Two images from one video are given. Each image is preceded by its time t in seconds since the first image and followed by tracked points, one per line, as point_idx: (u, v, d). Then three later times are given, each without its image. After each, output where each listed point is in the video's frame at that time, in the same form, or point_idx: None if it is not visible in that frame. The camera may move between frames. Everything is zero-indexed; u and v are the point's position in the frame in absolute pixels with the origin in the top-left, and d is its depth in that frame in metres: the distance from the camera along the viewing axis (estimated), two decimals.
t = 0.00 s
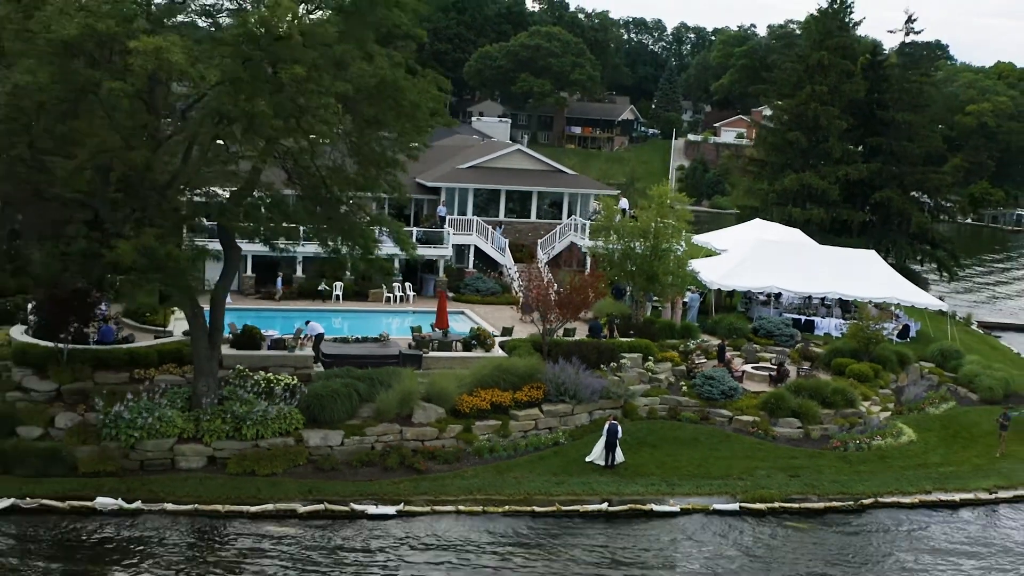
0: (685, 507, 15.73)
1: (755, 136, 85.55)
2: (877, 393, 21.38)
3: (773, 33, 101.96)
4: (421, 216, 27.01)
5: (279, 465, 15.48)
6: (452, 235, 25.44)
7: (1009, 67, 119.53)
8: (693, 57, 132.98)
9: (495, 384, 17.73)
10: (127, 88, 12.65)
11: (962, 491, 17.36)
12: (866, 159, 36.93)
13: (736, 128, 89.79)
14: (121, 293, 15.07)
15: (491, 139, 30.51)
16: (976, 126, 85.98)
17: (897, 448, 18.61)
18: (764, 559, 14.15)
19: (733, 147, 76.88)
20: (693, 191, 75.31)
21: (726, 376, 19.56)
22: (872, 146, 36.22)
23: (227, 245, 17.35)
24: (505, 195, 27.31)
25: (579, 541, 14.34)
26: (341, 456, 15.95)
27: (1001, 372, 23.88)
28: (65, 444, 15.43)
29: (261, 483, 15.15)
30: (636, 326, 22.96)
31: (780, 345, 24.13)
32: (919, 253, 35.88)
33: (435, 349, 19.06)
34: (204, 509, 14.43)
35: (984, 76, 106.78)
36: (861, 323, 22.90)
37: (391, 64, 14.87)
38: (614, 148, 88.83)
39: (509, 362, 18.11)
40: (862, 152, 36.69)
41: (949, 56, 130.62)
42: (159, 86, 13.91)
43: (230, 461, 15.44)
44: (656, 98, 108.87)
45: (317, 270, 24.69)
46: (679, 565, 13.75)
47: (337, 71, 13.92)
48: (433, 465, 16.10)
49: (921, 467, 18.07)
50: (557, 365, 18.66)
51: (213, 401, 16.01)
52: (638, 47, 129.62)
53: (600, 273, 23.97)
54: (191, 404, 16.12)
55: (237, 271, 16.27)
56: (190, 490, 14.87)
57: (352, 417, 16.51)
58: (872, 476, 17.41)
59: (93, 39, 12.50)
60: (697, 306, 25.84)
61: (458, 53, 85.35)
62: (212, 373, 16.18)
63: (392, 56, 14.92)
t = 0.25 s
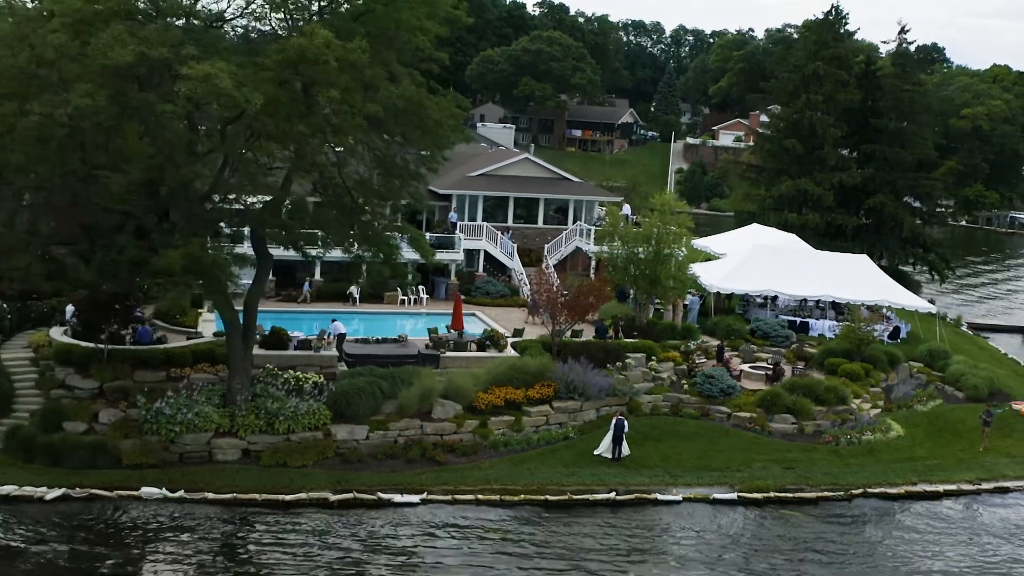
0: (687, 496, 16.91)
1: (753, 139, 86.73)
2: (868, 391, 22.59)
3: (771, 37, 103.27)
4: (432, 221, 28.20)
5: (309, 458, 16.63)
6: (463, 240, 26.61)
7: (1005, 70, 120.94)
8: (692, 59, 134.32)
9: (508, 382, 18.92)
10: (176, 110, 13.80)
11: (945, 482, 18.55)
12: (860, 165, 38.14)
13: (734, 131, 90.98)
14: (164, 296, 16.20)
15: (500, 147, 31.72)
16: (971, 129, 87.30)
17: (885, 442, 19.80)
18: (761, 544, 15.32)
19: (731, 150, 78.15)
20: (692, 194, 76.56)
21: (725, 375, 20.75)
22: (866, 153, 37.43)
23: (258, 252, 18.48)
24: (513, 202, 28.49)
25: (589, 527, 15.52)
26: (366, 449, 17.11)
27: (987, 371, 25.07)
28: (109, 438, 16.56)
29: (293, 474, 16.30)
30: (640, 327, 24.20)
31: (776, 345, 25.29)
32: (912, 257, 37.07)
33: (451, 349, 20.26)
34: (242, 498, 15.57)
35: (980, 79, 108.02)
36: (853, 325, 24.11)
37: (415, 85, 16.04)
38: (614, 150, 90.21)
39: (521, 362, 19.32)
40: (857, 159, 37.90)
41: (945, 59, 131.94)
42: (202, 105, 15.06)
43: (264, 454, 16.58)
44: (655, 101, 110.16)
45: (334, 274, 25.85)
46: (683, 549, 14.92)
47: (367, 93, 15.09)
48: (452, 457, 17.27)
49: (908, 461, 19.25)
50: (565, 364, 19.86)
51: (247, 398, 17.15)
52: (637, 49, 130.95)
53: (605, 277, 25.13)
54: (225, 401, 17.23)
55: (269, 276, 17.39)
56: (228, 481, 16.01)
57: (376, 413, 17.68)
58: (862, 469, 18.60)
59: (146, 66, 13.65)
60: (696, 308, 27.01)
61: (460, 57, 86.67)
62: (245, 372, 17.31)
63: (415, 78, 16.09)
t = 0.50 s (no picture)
0: (689, 487, 18.11)
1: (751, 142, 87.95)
2: (859, 389, 23.80)
3: (768, 41, 104.60)
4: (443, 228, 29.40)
5: (336, 451, 17.80)
6: (473, 245, 27.80)
7: (999, 73, 122.39)
8: (689, 62, 135.64)
9: (519, 381, 20.12)
10: (219, 130, 14.99)
11: (931, 474, 19.77)
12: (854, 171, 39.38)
13: (732, 134, 92.21)
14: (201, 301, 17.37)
15: (506, 156, 32.95)
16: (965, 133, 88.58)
17: (874, 438, 21.02)
18: (758, 531, 16.52)
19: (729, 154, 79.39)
20: (690, 197, 77.76)
21: (724, 374, 21.95)
22: (860, 160, 38.67)
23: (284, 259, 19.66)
24: (520, 208, 29.72)
25: (598, 516, 16.71)
26: (388, 444, 18.30)
27: (973, 371, 26.29)
28: (149, 433, 17.69)
29: (321, 466, 17.47)
30: (642, 329, 25.39)
31: (771, 346, 26.47)
32: (904, 260, 38.28)
33: (466, 350, 21.52)
34: (276, 489, 16.74)
35: (975, 83, 109.25)
36: (845, 326, 25.35)
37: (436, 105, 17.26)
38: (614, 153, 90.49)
39: (532, 362, 20.57)
40: (850, 165, 39.14)
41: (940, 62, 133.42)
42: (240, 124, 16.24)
43: (294, 448, 17.75)
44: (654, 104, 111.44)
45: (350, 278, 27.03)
46: (685, 536, 16.13)
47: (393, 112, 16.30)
48: (469, 451, 18.46)
49: (895, 455, 20.47)
50: (573, 364, 21.10)
51: (276, 396, 18.33)
52: (635, 52, 132.26)
53: (609, 281, 26.35)
54: (256, 399, 18.41)
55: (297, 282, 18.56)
56: (261, 473, 17.18)
57: (396, 410, 18.87)
58: (853, 462, 19.81)
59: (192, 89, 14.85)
60: (696, 311, 28.22)
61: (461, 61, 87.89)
62: (275, 372, 18.50)
63: (436, 97, 17.29)
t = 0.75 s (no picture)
0: (689, 479, 19.36)
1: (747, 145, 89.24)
2: (850, 387, 25.04)
3: (764, 45, 105.91)
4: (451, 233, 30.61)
5: (359, 446, 19.00)
6: (481, 251, 29.03)
7: (992, 76, 123.71)
8: (686, 65, 136.81)
9: (528, 379, 21.38)
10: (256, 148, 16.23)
11: (916, 467, 21.03)
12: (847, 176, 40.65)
13: (729, 137, 93.48)
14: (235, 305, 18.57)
15: (512, 164, 34.20)
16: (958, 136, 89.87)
17: (864, 433, 22.28)
18: (754, 519, 17.77)
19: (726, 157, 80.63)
20: (688, 200, 78.96)
21: (722, 373, 23.14)
22: (853, 166, 39.94)
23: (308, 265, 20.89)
24: (526, 215, 30.97)
25: (606, 506, 17.95)
26: (408, 439, 19.53)
27: (960, 370, 27.56)
28: (184, 429, 18.86)
29: (346, 460, 18.68)
30: (644, 331, 26.56)
31: (767, 346, 27.71)
32: (895, 263, 39.54)
33: (478, 351, 22.76)
34: (304, 480, 17.95)
35: (969, 86, 110.60)
36: (837, 328, 26.61)
37: (453, 122, 18.51)
38: (611, 157, 91.42)
39: (541, 362, 21.86)
40: (844, 171, 40.42)
41: (934, 64, 134.72)
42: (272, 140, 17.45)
43: (320, 443, 18.96)
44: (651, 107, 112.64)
45: (364, 282, 28.23)
46: (686, 524, 17.38)
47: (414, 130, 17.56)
48: (483, 446, 19.69)
49: (884, 449, 21.73)
50: (580, 364, 22.36)
51: (303, 394, 19.54)
52: (632, 55, 133.40)
53: (613, 285, 27.57)
54: (283, 397, 19.63)
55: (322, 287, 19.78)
56: (290, 466, 18.39)
57: (414, 407, 20.10)
58: (843, 455, 21.06)
59: (231, 111, 16.09)
60: (695, 313, 29.45)
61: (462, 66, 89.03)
62: (301, 371, 19.74)
63: (454, 115, 18.54)
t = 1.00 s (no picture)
0: (689, 472, 20.65)
1: (744, 148, 90.57)
2: (841, 386, 26.32)
3: (760, 49, 107.25)
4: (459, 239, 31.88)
5: (380, 441, 20.26)
6: (488, 256, 30.31)
7: (985, 79, 125.06)
8: (683, 67, 138.10)
9: (537, 379, 22.68)
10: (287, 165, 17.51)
11: (903, 461, 22.32)
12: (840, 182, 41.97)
13: (726, 140, 94.80)
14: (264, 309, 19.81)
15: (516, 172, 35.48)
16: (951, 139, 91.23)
17: (854, 429, 23.57)
18: (750, 509, 19.06)
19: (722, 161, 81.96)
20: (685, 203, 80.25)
21: (720, 372, 24.41)
22: (846, 172, 41.27)
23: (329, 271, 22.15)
24: (531, 221, 32.25)
25: (611, 497, 19.23)
26: (425, 435, 20.78)
27: (947, 370, 28.87)
28: (215, 426, 20.09)
29: (368, 454, 19.93)
30: (645, 332, 27.85)
31: (762, 347, 29.00)
32: (887, 266, 40.85)
33: (488, 352, 24.03)
34: (330, 474, 19.20)
35: (962, 89, 111.97)
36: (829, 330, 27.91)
37: (468, 138, 19.80)
38: (610, 160, 92.99)
39: (549, 362, 23.13)
40: (837, 177, 41.73)
41: (928, 66, 136.09)
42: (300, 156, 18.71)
43: (343, 439, 20.21)
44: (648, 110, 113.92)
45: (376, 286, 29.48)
46: (687, 513, 18.66)
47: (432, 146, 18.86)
48: (495, 441, 20.96)
49: (872, 444, 23.02)
50: (585, 365, 23.63)
51: (326, 393, 20.79)
52: (630, 57, 134.67)
53: (615, 289, 28.84)
54: (307, 395, 20.88)
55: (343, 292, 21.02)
56: (316, 460, 19.63)
57: (430, 405, 21.37)
58: (834, 450, 22.35)
59: (264, 130, 17.38)
60: (693, 315, 30.73)
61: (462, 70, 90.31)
62: (324, 368, 20.99)
63: (468, 131, 19.83)
